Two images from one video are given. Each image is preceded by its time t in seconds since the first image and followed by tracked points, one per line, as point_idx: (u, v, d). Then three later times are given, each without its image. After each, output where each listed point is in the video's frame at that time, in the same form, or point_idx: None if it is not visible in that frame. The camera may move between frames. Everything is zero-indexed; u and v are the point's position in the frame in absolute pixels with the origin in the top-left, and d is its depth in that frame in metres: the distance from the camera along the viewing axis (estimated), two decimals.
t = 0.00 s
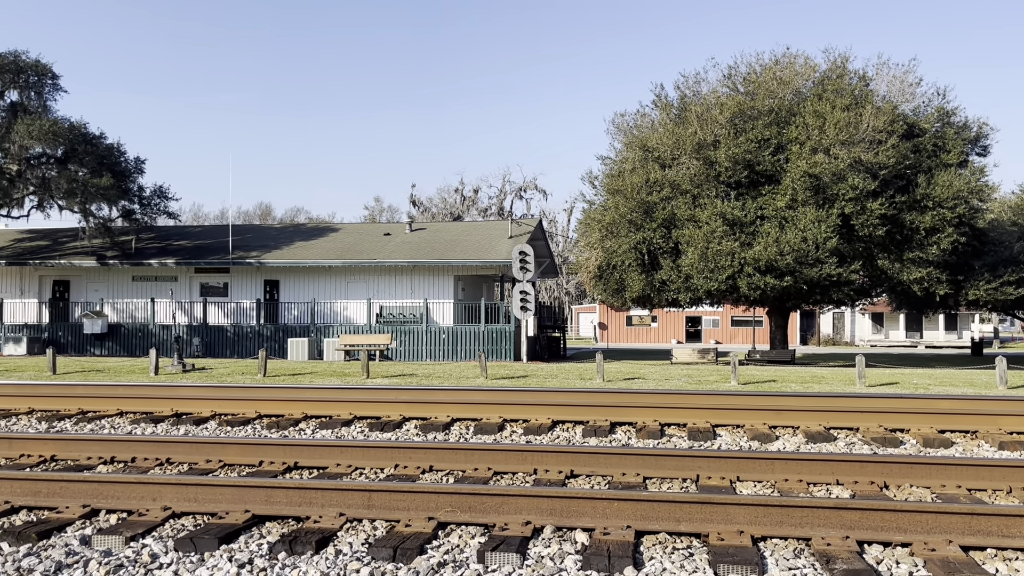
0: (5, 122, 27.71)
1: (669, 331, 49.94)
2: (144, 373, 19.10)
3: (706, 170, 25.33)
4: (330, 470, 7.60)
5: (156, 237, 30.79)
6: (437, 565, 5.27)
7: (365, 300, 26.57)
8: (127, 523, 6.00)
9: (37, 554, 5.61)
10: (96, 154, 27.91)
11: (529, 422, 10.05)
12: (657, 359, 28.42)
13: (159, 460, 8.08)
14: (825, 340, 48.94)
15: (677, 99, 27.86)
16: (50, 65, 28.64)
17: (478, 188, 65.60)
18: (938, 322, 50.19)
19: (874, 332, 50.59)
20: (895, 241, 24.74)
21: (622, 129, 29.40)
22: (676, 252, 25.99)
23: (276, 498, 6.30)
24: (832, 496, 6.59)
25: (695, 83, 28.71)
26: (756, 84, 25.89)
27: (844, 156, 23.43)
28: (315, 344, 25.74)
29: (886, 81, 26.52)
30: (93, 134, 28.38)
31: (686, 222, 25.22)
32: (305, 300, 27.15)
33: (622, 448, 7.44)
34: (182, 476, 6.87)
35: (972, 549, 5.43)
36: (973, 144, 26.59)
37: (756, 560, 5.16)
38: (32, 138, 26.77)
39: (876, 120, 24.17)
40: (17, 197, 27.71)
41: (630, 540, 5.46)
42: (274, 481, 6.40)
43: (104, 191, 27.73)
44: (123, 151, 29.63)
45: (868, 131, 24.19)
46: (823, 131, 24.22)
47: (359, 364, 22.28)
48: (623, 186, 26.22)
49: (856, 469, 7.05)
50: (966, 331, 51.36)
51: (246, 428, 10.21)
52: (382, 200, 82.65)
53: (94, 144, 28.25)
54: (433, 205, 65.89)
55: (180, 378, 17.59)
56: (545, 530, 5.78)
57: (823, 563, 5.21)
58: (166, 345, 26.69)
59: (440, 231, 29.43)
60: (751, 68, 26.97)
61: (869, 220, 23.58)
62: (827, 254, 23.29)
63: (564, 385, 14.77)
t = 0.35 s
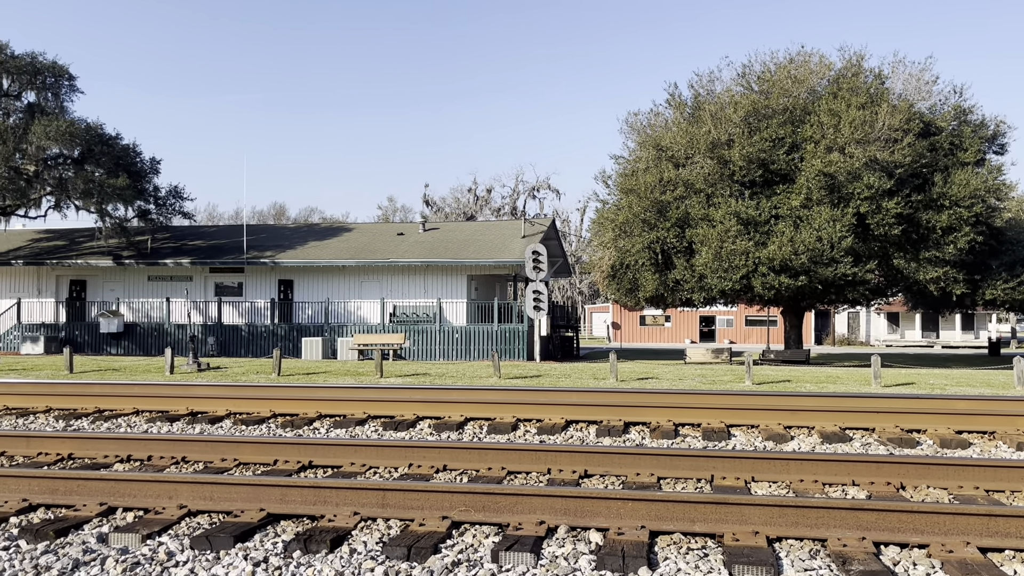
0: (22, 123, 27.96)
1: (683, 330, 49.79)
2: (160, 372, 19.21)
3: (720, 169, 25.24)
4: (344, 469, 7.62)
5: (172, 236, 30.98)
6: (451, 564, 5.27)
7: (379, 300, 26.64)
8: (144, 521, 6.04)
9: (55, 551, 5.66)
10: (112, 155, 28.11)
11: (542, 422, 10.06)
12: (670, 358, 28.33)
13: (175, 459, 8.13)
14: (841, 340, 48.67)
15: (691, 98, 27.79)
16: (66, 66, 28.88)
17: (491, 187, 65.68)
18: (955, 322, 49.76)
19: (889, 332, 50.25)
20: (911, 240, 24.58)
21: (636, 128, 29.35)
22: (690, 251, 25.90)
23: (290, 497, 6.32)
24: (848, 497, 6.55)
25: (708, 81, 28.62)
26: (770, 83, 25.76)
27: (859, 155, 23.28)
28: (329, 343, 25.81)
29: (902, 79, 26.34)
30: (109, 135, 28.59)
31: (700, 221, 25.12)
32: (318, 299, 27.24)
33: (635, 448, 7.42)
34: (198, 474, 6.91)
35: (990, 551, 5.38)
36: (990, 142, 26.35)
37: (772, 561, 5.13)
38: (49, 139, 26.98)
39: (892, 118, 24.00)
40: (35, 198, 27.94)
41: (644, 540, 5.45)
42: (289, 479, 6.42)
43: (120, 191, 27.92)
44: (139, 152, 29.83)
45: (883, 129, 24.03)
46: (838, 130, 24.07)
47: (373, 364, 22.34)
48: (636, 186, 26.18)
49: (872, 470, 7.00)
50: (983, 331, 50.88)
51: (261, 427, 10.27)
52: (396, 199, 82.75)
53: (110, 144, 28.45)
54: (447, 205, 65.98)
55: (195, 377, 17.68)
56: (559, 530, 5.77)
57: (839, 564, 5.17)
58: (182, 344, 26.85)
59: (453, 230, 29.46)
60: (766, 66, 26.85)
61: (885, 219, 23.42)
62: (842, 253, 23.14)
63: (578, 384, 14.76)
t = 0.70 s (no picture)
0: (39, 124, 28.20)
1: (697, 330, 49.62)
2: (175, 371, 19.34)
3: (735, 167, 25.13)
4: (358, 468, 7.65)
5: (187, 236, 31.17)
6: (465, 563, 5.27)
7: (393, 299, 26.70)
8: (160, 519, 6.08)
9: (72, 549, 5.70)
10: (128, 156, 28.32)
11: (556, 421, 10.05)
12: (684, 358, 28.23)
13: (191, 457, 8.17)
14: (856, 339, 48.36)
15: (705, 96, 27.69)
16: (83, 68, 29.12)
17: (505, 187, 65.73)
18: (972, 321, 49.30)
19: (906, 332, 49.87)
20: (927, 239, 24.40)
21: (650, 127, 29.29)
22: (704, 251, 25.79)
23: (305, 496, 6.35)
24: (865, 497, 6.50)
25: (723, 80, 28.50)
26: (785, 81, 25.62)
27: (875, 153, 23.09)
28: (343, 343, 25.87)
29: (918, 76, 26.12)
30: (125, 135, 28.81)
31: (714, 220, 25.01)
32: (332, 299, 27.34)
33: (649, 448, 7.40)
34: (213, 473, 6.94)
35: (1010, 552, 5.32)
36: (1008, 140, 26.09)
37: (788, 561, 5.10)
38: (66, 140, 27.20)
39: (908, 116, 23.82)
40: (52, 198, 28.16)
41: (659, 540, 5.43)
42: (304, 478, 6.44)
43: (136, 192, 28.10)
44: (154, 153, 30.02)
45: (900, 128, 23.87)
46: (854, 128, 23.91)
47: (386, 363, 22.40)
48: (650, 185, 26.13)
49: (889, 470, 6.95)
50: (1000, 331, 50.39)
51: (275, 425, 10.31)
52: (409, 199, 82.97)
53: (127, 145, 28.66)
54: (460, 204, 66.06)
55: (211, 376, 17.79)
56: (574, 530, 5.76)
57: (856, 565, 5.14)
58: (197, 343, 27.01)
59: (467, 230, 29.50)
60: (780, 65, 26.70)
61: (901, 218, 23.25)
62: (858, 252, 22.97)
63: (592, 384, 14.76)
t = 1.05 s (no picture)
0: (57, 125, 28.43)
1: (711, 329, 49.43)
2: (191, 370, 19.47)
3: (749, 166, 25.01)
4: (372, 467, 7.67)
5: (202, 236, 31.35)
6: (479, 563, 5.27)
7: (406, 299, 26.76)
8: (176, 518, 6.12)
9: (88, 547, 5.74)
10: (144, 156, 28.52)
11: (569, 421, 10.04)
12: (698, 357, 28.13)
13: (206, 456, 8.21)
14: (872, 339, 48.00)
15: (719, 95, 27.59)
16: (99, 69, 29.35)
17: (518, 186, 65.75)
18: (990, 321, 48.81)
19: (922, 331, 49.52)
20: (944, 237, 24.21)
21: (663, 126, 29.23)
22: (718, 250, 25.69)
23: (320, 495, 6.37)
24: (881, 498, 6.46)
25: (737, 78, 28.38)
26: (800, 79, 25.47)
27: (891, 151, 22.91)
28: (357, 342, 25.95)
29: (935, 73, 25.86)
30: (141, 136, 29.00)
31: (729, 219, 24.89)
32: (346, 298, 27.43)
33: (664, 447, 7.37)
34: (229, 472, 6.99)
35: None
36: None
37: (804, 562, 5.07)
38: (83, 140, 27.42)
39: (925, 114, 23.62)
40: (69, 199, 28.39)
41: (673, 540, 5.41)
42: (319, 477, 6.46)
43: (152, 192, 28.30)
44: (170, 154, 30.22)
45: (916, 126, 23.67)
46: (869, 126, 23.72)
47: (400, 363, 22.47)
48: (664, 183, 26.06)
49: (906, 471, 6.89)
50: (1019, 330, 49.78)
51: (290, 424, 10.36)
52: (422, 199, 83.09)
53: (143, 146, 28.87)
54: (473, 204, 66.11)
55: (226, 375, 17.89)
56: (588, 530, 5.75)
57: (873, 566, 5.10)
58: (212, 343, 27.17)
59: (480, 229, 29.53)
60: (795, 62, 26.53)
61: (918, 217, 23.07)
62: (874, 251, 22.78)
63: (606, 383, 14.73)
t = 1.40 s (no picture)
0: (74, 126, 28.68)
1: (726, 329, 49.25)
2: (206, 369, 19.59)
3: (764, 164, 24.89)
4: (386, 466, 7.69)
5: (218, 236, 31.54)
6: (493, 562, 5.27)
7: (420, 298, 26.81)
8: (192, 516, 6.15)
9: (106, 545, 5.79)
10: (160, 157, 28.75)
11: (583, 420, 10.03)
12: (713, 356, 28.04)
13: (221, 455, 8.25)
14: (889, 338, 47.67)
15: (733, 93, 27.50)
16: (115, 71, 29.62)
17: (532, 185, 65.79)
18: (1008, 320, 48.32)
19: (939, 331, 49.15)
20: (962, 236, 24.01)
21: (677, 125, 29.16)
22: (733, 249, 25.56)
23: (335, 494, 6.38)
24: (897, 498, 6.41)
25: (752, 76, 28.26)
26: (815, 77, 25.31)
27: (908, 149, 22.73)
28: (371, 341, 26.03)
29: (952, 70, 25.65)
30: (157, 137, 29.22)
31: (744, 217, 24.77)
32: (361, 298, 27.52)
33: (678, 447, 7.34)
34: (244, 470, 7.02)
35: None
36: None
37: (820, 563, 5.04)
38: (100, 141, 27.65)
39: (942, 111, 23.40)
40: (87, 200, 28.60)
41: (688, 540, 5.39)
42: (333, 476, 6.47)
43: (168, 193, 28.49)
44: (186, 154, 30.45)
45: (933, 123, 23.43)
46: (885, 123, 23.53)
47: (414, 362, 22.53)
48: (679, 182, 25.99)
49: (923, 471, 6.83)
50: None
51: (304, 424, 10.41)
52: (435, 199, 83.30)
53: (159, 146, 29.11)
54: (487, 204, 66.19)
55: (241, 374, 17.99)
56: (602, 530, 5.73)
57: (889, 567, 5.05)
58: (228, 342, 27.32)
59: (494, 228, 29.55)
60: (810, 60, 26.39)
61: (935, 215, 22.89)
62: (890, 250, 22.60)
63: (620, 383, 14.70)
